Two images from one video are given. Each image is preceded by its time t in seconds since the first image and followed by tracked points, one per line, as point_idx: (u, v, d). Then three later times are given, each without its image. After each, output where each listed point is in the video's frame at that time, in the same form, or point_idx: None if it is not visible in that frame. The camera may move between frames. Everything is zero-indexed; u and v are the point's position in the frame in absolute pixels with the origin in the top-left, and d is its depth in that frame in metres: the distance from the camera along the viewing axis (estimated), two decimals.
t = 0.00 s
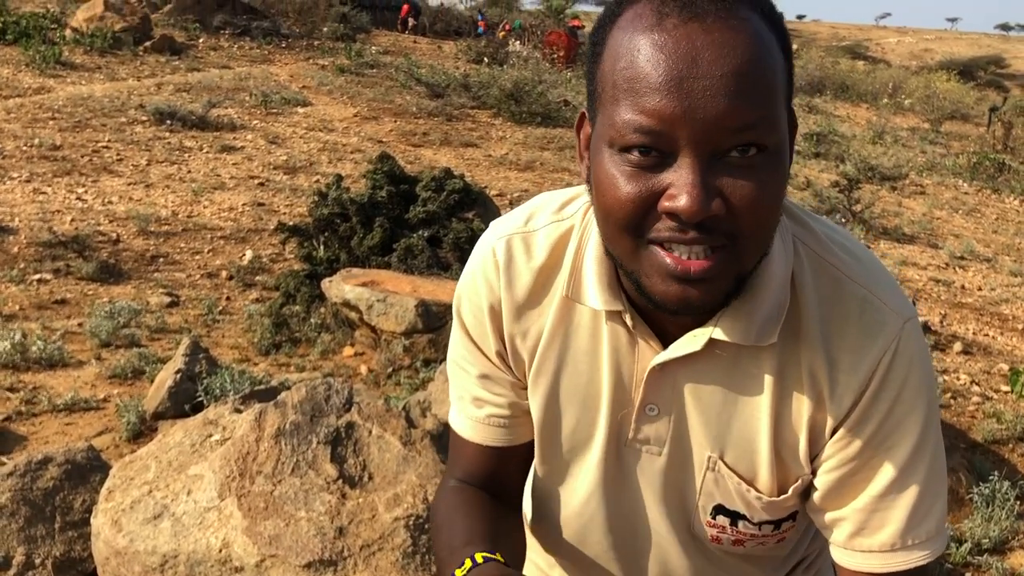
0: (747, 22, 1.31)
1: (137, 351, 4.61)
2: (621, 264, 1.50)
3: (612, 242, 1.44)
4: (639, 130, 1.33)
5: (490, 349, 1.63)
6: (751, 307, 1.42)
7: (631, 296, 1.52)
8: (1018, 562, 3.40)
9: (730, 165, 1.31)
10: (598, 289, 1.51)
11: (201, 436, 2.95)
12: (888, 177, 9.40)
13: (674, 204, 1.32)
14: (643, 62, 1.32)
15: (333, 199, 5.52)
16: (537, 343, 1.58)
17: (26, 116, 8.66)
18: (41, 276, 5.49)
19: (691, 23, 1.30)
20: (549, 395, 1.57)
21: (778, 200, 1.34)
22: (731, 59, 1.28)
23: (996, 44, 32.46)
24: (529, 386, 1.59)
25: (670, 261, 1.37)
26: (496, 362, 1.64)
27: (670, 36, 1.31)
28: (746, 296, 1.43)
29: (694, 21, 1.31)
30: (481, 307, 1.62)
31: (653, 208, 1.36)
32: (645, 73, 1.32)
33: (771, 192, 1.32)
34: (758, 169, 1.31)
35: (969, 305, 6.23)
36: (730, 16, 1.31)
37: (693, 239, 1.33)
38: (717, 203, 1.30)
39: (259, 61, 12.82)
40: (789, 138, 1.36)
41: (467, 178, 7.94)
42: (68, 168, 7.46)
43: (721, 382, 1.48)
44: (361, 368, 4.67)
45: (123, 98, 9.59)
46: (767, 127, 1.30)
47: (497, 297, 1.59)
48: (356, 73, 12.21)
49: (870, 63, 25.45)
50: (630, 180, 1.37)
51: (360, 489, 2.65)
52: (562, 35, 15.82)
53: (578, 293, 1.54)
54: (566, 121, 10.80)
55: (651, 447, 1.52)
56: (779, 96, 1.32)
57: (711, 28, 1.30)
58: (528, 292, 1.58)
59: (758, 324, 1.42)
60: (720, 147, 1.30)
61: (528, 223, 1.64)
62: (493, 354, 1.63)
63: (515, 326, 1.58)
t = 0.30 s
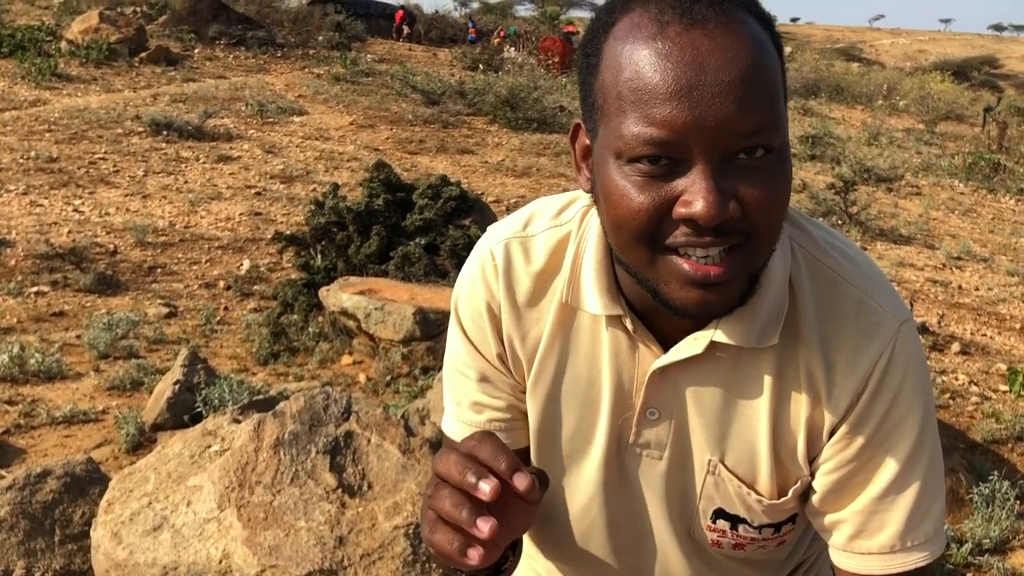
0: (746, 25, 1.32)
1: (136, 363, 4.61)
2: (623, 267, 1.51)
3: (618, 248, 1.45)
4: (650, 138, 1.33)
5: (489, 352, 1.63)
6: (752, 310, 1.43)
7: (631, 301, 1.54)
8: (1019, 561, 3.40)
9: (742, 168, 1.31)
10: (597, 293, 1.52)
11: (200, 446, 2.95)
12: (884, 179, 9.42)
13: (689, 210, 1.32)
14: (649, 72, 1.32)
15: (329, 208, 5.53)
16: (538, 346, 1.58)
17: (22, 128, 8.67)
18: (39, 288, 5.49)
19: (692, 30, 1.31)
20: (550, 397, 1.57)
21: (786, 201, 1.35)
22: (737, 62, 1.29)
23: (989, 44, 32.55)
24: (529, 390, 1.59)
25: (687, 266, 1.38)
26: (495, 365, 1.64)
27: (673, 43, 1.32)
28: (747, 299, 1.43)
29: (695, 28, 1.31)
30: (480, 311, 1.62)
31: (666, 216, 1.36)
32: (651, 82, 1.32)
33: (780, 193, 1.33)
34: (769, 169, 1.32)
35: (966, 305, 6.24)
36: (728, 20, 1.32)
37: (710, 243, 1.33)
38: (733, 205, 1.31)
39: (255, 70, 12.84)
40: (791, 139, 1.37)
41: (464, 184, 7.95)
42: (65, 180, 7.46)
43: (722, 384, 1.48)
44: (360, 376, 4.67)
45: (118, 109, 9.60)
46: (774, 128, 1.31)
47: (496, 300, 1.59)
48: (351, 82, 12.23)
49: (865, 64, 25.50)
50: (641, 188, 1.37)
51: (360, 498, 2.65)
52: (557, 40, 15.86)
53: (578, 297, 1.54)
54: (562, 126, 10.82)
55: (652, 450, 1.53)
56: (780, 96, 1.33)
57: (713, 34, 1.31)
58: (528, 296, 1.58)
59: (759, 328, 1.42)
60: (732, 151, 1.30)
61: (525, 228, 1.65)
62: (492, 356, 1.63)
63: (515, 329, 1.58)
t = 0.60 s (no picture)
0: (739, 43, 1.31)
1: (134, 373, 4.61)
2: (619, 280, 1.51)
3: (613, 263, 1.45)
4: (642, 158, 1.33)
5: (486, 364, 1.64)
6: (748, 321, 1.43)
7: (628, 312, 1.53)
8: (1019, 561, 3.40)
9: (733, 186, 1.31)
10: (594, 305, 1.52)
11: (199, 456, 2.95)
12: (880, 180, 9.44)
13: (679, 229, 1.33)
14: (641, 92, 1.32)
15: (326, 215, 5.53)
16: (535, 358, 1.58)
17: (17, 139, 8.67)
18: (36, 298, 5.49)
19: (684, 49, 1.31)
20: (549, 408, 1.58)
21: (778, 219, 1.35)
22: (729, 81, 1.28)
23: (982, 45, 32.63)
24: (528, 402, 1.60)
25: (678, 281, 1.39)
26: (494, 378, 1.65)
27: (665, 62, 1.31)
28: (743, 309, 1.44)
29: (686, 48, 1.31)
30: (477, 324, 1.62)
31: (658, 233, 1.37)
32: (642, 102, 1.32)
33: (772, 211, 1.33)
34: (760, 187, 1.32)
35: (963, 306, 6.25)
36: (721, 39, 1.31)
37: (700, 261, 1.34)
38: (723, 224, 1.31)
39: (250, 78, 12.85)
40: (784, 156, 1.36)
41: (460, 190, 7.95)
42: (61, 190, 7.46)
43: (719, 394, 1.48)
44: (358, 383, 4.66)
45: (114, 118, 9.61)
46: (765, 146, 1.31)
47: (493, 313, 1.60)
48: (347, 89, 12.24)
49: (859, 66, 25.55)
50: (632, 205, 1.37)
51: (359, 506, 2.65)
52: (552, 46, 15.90)
53: (575, 309, 1.54)
54: (557, 131, 10.84)
55: (651, 459, 1.53)
56: (774, 112, 1.32)
57: (705, 53, 1.30)
58: (525, 309, 1.58)
59: (755, 338, 1.43)
60: (724, 170, 1.30)
61: (521, 239, 1.64)
62: (491, 370, 1.64)
63: (511, 342, 1.59)
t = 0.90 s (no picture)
0: (731, 66, 1.26)
1: (130, 379, 4.60)
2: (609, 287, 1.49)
3: (595, 278, 1.44)
4: (621, 182, 1.29)
5: (479, 368, 1.63)
6: (741, 326, 1.42)
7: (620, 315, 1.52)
8: (1017, 559, 3.40)
9: (712, 215, 1.28)
10: (585, 309, 1.51)
11: (196, 462, 2.95)
12: (875, 180, 9.45)
13: (654, 255, 1.31)
14: (624, 116, 1.28)
15: (322, 219, 5.53)
16: (527, 362, 1.58)
17: (12, 145, 8.66)
18: (32, 305, 5.48)
19: (671, 75, 1.26)
20: (542, 411, 1.58)
21: (758, 246, 1.32)
22: (713, 112, 1.23)
23: (976, 43, 32.70)
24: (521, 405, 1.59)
25: (651, 300, 1.37)
26: (487, 382, 1.64)
27: (652, 88, 1.26)
28: (736, 311, 1.43)
29: (675, 74, 1.25)
30: (468, 328, 1.61)
31: (635, 254, 1.34)
32: (625, 127, 1.27)
33: (750, 241, 1.30)
34: (740, 216, 1.29)
35: (959, 304, 6.26)
36: (711, 63, 1.25)
37: (674, 285, 1.33)
38: (699, 253, 1.29)
39: (245, 83, 12.85)
40: (771, 182, 1.32)
41: (456, 193, 7.95)
42: (56, 196, 7.45)
43: (714, 397, 1.48)
44: (355, 387, 4.65)
45: (109, 124, 9.60)
46: (749, 176, 1.26)
47: (485, 316, 1.59)
48: (342, 92, 12.24)
49: (853, 66, 25.62)
50: (611, 227, 1.35)
51: (356, 511, 2.64)
52: (547, 48, 15.93)
53: (567, 315, 1.54)
54: (553, 133, 10.84)
55: (644, 463, 1.53)
56: (762, 139, 1.27)
57: (693, 82, 1.25)
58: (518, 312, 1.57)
59: (748, 341, 1.42)
60: (702, 200, 1.27)
61: (513, 242, 1.63)
62: (483, 374, 1.63)
63: (504, 346, 1.58)
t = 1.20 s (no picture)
0: (742, 170, 1.20)
1: (130, 380, 4.60)
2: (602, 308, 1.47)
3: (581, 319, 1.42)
4: (610, 265, 1.26)
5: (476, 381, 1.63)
6: (742, 344, 1.40)
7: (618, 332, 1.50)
8: (1017, 555, 3.40)
9: (698, 306, 1.26)
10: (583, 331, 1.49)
11: (196, 463, 2.95)
12: (873, 176, 9.46)
13: (634, 329, 1.30)
14: (620, 202, 1.23)
15: (320, 219, 5.54)
16: (526, 378, 1.58)
17: (10, 147, 8.65)
18: (30, 307, 5.48)
19: (676, 173, 1.20)
20: (543, 428, 1.60)
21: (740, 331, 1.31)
22: (713, 221, 1.19)
23: (972, 39, 32.73)
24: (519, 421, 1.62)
25: (627, 354, 1.37)
26: (484, 395, 1.64)
27: (657, 180, 1.21)
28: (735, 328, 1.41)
29: (681, 171, 1.20)
30: (463, 340, 1.60)
31: (618, 317, 1.33)
32: (621, 214, 1.23)
33: (732, 327, 1.30)
34: (727, 306, 1.27)
35: (958, 300, 6.26)
36: (722, 166, 1.20)
37: (652, 354, 1.34)
38: (680, 334, 1.29)
39: (242, 83, 12.84)
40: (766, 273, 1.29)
41: (454, 192, 7.95)
42: (54, 198, 7.44)
43: (715, 417, 1.51)
44: (355, 387, 4.65)
45: (106, 125, 9.59)
46: (741, 276, 1.23)
47: (481, 331, 1.57)
48: (339, 92, 12.24)
49: (850, 63, 25.64)
50: (594, 292, 1.33)
51: (356, 511, 2.64)
52: (543, 47, 15.94)
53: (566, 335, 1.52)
54: (550, 132, 10.83)
55: (644, 481, 1.57)
56: (763, 238, 1.24)
57: (697, 183, 1.19)
58: (515, 328, 1.56)
59: (748, 356, 1.41)
60: (690, 294, 1.25)
61: (508, 251, 1.59)
62: (481, 387, 1.63)
63: (501, 361, 1.58)
